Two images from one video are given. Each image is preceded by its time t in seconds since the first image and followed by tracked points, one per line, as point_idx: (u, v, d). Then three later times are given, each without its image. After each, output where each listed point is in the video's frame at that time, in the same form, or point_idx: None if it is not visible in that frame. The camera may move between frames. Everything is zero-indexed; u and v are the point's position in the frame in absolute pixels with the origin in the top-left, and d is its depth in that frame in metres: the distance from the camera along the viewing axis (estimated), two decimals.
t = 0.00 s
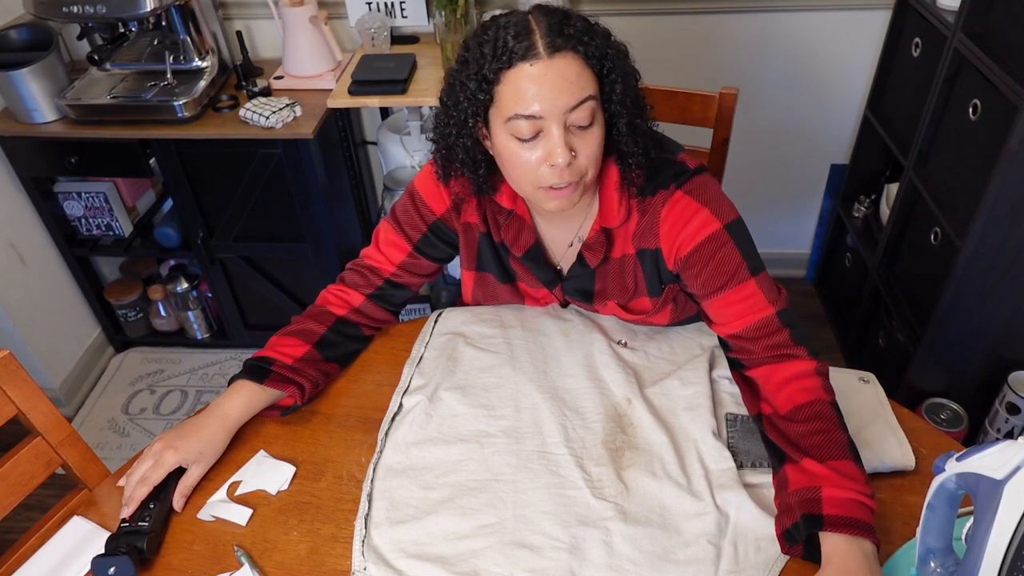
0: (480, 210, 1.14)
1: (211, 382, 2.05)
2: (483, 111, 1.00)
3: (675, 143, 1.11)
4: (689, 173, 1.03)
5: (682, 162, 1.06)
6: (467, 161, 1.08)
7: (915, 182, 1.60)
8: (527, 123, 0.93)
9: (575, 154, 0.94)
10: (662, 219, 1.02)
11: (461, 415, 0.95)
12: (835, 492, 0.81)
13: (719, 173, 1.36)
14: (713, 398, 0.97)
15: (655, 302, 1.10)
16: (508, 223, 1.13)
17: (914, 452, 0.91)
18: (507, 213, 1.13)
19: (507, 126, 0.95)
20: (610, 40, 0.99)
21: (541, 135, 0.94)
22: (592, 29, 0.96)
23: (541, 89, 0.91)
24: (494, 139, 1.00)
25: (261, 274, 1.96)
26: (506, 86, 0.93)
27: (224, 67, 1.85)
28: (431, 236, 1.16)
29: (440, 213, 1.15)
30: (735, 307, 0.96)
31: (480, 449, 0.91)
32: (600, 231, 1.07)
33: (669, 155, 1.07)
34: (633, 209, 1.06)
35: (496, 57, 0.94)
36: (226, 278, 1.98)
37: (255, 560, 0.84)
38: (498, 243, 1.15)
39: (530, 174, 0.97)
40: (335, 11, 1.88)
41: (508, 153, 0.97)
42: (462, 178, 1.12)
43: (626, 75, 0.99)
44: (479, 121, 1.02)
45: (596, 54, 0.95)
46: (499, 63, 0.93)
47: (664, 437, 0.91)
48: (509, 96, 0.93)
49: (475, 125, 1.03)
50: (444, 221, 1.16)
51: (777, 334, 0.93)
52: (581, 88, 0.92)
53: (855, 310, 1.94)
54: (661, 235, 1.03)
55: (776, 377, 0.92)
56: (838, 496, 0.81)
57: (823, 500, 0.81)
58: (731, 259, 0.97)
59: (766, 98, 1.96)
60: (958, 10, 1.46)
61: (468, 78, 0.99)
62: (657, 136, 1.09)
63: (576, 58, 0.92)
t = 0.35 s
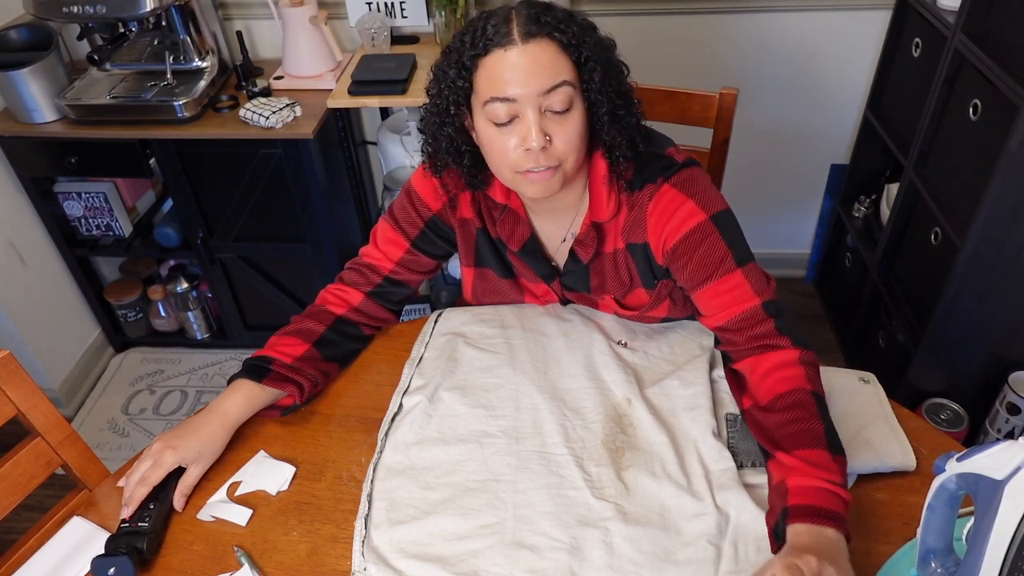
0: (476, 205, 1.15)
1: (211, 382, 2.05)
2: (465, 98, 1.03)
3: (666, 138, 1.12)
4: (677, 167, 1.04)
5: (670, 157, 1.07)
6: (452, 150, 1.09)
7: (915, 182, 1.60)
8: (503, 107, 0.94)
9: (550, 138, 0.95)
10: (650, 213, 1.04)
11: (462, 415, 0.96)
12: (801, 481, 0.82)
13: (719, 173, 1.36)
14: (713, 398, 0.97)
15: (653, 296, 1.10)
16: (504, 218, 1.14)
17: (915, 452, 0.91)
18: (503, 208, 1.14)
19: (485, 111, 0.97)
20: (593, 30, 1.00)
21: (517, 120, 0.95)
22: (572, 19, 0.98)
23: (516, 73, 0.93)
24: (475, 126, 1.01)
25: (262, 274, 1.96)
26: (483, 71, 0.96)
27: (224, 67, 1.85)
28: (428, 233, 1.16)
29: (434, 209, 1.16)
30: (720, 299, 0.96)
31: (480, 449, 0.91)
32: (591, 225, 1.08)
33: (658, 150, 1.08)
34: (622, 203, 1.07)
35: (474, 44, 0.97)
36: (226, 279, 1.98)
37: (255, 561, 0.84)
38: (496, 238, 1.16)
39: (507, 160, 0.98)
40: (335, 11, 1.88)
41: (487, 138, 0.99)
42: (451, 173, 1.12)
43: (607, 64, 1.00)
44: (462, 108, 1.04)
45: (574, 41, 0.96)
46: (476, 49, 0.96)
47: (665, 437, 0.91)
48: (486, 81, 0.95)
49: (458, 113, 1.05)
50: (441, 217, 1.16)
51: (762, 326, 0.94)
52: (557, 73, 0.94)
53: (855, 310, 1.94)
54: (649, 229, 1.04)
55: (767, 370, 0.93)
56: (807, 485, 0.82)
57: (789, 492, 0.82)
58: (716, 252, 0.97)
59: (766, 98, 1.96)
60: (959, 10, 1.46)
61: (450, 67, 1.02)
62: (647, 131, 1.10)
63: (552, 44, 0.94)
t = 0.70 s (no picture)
0: (475, 198, 1.15)
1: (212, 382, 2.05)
2: (467, 84, 1.04)
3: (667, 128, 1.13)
4: (678, 155, 1.06)
5: (671, 146, 1.08)
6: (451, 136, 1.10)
7: (916, 181, 1.60)
8: (504, 91, 0.95)
9: (549, 123, 0.96)
10: (653, 201, 1.05)
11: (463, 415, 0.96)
12: (744, 394, 0.89)
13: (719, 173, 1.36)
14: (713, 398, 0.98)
15: (654, 284, 1.12)
16: (503, 210, 1.14)
17: (915, 452, 0.91)
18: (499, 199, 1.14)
19: (485, 95, 0.98)
20: (595, 18, 1.00)
21: (516, 105, 0.96)
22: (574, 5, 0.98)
23: (516, 57, 0.94)
24: (477, 111, 1.02)
25: (262, 274, 1.96)
26: (485, 56, 0.96)
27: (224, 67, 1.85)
28: (424, 226, 1.18)
29: (431, 202, 1.17)
30: (723, 284, 1.00)
31: (480, 449, 0.91)
32: (592, 214, 1.09)
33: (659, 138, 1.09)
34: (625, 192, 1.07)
35: (476, 29, 0.98)
36: (226, 279, 1.98)
37: (255, 560, 0.84)
38: (496, 230, 1.16)
39: (507, 145, 0.98)
40: (335, 11, 1.88)
41: (487, 123, 1.00)
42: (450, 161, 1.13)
43: (607, 52, 1.00)
44: (464, 91, 1.05)
45: (575, 28, 0.96)
46: (477, 34, 0.97)
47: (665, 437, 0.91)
48: (486, 65, 0.97)
49: (460, 97, 1.06)
50: (437, 210, 1.18)
51: (763, 307, 0.97)
52: (556, 59, 0.94)
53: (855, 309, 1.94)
54: (652, 217, 1.06)
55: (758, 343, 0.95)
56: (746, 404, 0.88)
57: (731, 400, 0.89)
58: (721, 236, 1.00)
59: (765, 98, 1.96)
60: (959, 10, 1.46)
61: (452, 51, 1.03)
62: (646, 120, 1.11)
63: (553, 30, 0.95)
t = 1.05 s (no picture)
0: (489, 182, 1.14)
1: (212, 382, 2.05)
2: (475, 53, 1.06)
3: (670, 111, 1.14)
4: (682, 129, 1.08)
5: (675, 122, 1.10)
6: (458, 107, 1.11)
7: (916, 180, 1.60)
8: (507, 53, 0.96)
9: (549, 88, 0.96)
10: (659, 170, 1.07)
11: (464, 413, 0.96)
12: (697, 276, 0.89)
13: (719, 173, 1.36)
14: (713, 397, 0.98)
15: (655, 261, 1.13)
16: (515, 194, 1.13)
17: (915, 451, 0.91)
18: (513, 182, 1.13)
19: (490, 61, 0.99)
20: None
21: (519, 69, 0.97)
22: None
23: (520, 21, 0.95)
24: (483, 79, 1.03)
25: (262, 275, 1.96)
26: (491, 22, 0.98)
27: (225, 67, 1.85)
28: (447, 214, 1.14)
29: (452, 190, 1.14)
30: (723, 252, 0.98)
31: (480, 449, 0.91)
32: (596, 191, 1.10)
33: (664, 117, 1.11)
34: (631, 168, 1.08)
35: None
36: (226, 279, 1.98)
37: (255, 560, 0.84)
38: (506, 218, 1.15)
39: (507, 110, 0.98)
40: (335, 11, 1.89)
41: (491, 90, 1.00)
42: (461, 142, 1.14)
43: (613, 27, 1.00)
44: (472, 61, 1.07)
45: None
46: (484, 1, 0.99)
47: (666, 436, 0.91)
48: (492, 30, 0.98)
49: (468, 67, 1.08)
50: (459, 196, 1.15)
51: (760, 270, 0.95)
52: (559, 26, 0.95)
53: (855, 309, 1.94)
54: (658, 187, 1.08)
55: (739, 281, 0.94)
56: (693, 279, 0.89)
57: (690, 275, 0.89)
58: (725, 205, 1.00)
59: (765, 97, 1.96)
60: (958, 10, 1.46)
61: (461, 22, 1.05)
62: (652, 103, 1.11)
63: None
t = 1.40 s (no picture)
0: (490, 178, 1.15)
1: (212, 382, 2.05)
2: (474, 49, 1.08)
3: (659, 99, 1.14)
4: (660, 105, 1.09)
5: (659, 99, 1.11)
6: (456, 102, 1.13)
7: (916, 180, 1.60)
8: (502, 49, 0.95)
9: (545, 83, 0.93)
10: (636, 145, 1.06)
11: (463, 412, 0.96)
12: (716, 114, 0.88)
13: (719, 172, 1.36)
14: (714, 397, 0.98)
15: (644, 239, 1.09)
16: (513, 189, 1.14)
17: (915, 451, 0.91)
18: (512, 177, 1.14)
19: (487, 57, 0.98)
20: None
21: (514, 65, 0.95)
22: None
23: (517, 16, 0.93)
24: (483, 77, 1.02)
25: (262, 275, 1.96)
26: (489, 19, 0.97)
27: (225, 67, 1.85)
28: (453, 210, 1.15)
29: (456, 185, 1.14)
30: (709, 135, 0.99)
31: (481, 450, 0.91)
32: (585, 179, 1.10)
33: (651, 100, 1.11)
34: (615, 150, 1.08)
35: None
36: (226, 279, 1.98)
37: (255, 561, 0.84)
38: (506, 213, 1.16)
39: (504, 105, 0.96)
40: (335, 11, 1.88)
41: (489, 86, 0.99)
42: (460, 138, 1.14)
43: (611, 21, 1.00)
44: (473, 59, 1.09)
45: None
46: None
47: (666, 436, 0.91)
48: (489, 27, 0.97)
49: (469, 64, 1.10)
50: (462, 192, 1.15)
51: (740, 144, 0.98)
52: (555, 21, 0.94)
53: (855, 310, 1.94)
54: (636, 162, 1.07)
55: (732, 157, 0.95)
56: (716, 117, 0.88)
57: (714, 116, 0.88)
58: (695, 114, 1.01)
59: (765, 97, 1.96)
60: (959, 10, 1.46)
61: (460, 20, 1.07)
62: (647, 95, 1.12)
63: None
